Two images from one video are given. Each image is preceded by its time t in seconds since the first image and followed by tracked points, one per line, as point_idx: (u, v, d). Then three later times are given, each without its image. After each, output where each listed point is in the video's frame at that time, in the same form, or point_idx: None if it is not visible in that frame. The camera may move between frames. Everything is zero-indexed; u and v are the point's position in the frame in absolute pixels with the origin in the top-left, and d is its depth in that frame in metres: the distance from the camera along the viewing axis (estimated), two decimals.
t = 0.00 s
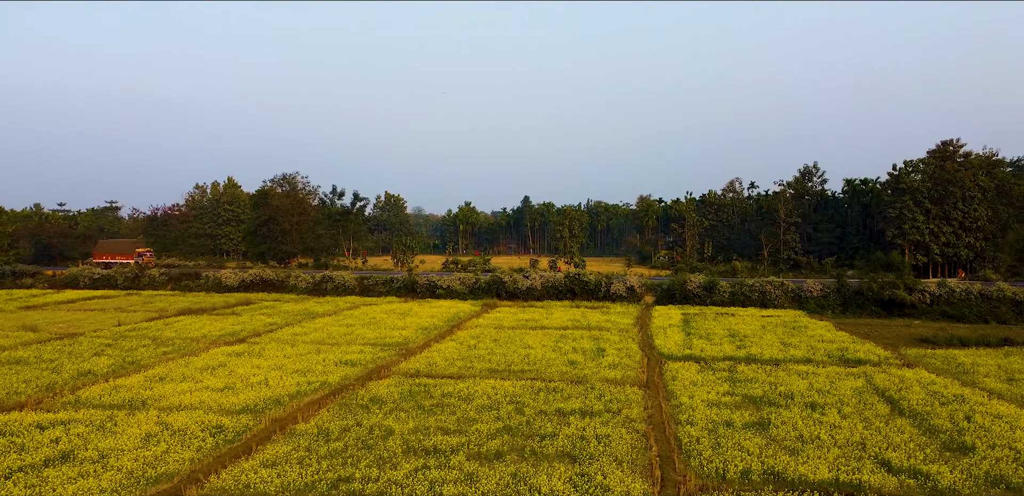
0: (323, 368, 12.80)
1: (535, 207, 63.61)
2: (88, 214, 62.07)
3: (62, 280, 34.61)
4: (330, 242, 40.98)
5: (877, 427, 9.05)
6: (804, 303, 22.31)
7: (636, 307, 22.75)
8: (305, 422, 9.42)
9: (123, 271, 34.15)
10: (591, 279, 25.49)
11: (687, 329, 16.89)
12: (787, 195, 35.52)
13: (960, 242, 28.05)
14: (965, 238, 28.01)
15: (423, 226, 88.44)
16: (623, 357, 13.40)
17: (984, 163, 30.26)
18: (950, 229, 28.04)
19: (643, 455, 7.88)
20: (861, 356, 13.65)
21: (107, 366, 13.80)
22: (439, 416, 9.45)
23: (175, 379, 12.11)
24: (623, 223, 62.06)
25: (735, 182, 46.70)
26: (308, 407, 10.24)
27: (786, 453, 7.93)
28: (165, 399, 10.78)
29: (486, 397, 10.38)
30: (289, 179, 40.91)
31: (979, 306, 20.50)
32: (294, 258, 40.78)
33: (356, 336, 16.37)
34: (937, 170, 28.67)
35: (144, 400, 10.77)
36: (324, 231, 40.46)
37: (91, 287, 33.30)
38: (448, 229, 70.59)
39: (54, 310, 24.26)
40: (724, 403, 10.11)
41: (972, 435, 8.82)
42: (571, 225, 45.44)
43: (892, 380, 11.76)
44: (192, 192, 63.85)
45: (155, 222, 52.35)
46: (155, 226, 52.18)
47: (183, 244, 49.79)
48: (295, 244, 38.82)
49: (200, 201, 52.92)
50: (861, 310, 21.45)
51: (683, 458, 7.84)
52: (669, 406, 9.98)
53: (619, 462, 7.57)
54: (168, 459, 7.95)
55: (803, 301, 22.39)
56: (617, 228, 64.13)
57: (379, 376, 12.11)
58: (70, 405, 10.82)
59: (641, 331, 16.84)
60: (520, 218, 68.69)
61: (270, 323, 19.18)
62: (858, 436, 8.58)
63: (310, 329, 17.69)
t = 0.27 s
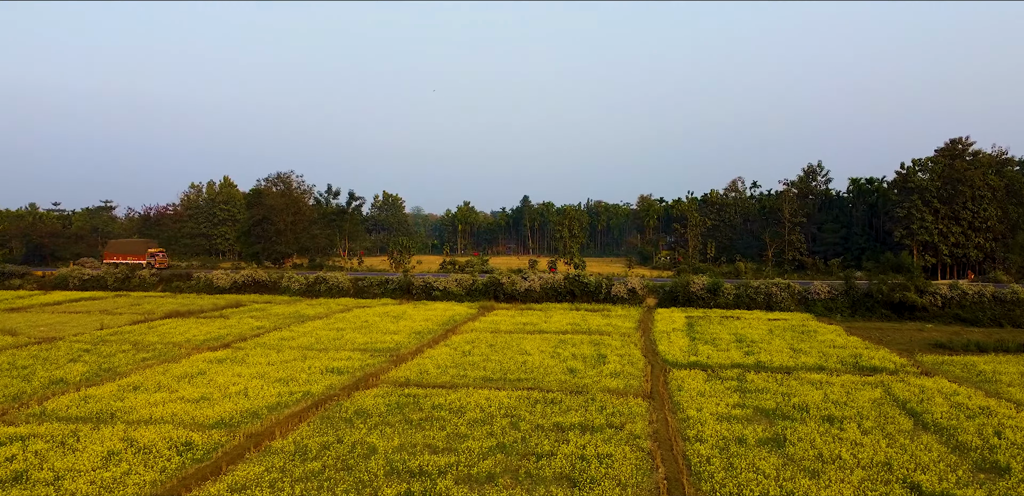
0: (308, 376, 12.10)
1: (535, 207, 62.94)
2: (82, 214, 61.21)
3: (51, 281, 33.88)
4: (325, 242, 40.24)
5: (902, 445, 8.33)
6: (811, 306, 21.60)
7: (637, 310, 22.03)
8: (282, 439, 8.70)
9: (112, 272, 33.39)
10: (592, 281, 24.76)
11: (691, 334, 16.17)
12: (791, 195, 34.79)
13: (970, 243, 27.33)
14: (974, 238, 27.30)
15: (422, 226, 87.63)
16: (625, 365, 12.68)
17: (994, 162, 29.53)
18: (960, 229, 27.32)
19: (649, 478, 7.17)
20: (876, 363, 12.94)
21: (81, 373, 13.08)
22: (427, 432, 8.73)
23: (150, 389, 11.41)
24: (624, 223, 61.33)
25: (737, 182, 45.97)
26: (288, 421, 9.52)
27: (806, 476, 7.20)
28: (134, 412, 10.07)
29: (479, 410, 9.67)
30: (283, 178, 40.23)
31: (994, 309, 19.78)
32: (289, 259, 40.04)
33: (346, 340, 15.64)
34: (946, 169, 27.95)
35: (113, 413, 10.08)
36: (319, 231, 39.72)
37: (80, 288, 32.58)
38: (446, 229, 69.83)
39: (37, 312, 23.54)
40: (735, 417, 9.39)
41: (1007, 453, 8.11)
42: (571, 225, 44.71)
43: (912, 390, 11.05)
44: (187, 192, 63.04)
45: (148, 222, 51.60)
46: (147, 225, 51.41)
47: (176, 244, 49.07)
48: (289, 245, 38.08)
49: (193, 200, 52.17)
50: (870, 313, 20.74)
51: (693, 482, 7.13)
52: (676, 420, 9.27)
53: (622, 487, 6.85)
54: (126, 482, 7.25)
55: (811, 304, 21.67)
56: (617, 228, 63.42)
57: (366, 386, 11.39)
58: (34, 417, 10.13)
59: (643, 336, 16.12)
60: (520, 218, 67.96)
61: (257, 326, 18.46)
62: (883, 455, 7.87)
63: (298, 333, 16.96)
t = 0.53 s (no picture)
0: (292, 383, 11.46)
1: (534, 206, 62.29)
2: (76, 213, 60.42)
3: (40, 282, 33.21)
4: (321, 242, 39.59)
5: (928, 463, 7.70)
6: (818, 308, 20.97)
7: (639, 312, 21.39)
8: (258, 456, 8.07)
9: (103, 272, 32.72)
10: (592, 282, 24.11)
11: (696, 338, 15.54)
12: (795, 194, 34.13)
13: (979, 243, 26.70)
14: (984, 238, 26.67)
15: (421, 226, 86.91)
16: (628, 372, 12.04)
17: (1002, 160, 28.90)
18: (969, 229, 26.69)
19: None
20: (892, 371, 12.31)
21: (55, 381, 12.43)
22: (414, 448, 8.10)
23: (124, 400, 10.78)
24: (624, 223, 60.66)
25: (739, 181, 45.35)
26: (267, 435, 8.89)
27: None
28: (103, 425, 9.45)
29: (472, 423, 9.03)
30: (279, 177, 39.60)
31: (1007, 312, 19.15)
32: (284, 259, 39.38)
33: (336, 345, 15.00)
34: (955, 168, 27.32)
35: (82, 426, 9.46)
36: (315, 230, 39.07)
37: (70, 289, 31.93)
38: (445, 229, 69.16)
39: (22, 314, 22.89)
40: (746, 430, 8.76)
41: None
42: (571, 225, 44.03)
43: (932, 400, 10.43)
44: (183, 191, 62.30)
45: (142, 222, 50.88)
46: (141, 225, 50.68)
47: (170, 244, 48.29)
48: (284, 245, 37.42)
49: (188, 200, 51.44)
50: (879, 316, 20.12)
51: None
52: (683, 435, 8.64)
53: None
54: None
55: (818, 306, 21.05)
56: (617, 228, 62.75)
57: (353, 395, 10.75)
58: None
59: (646, 340, 15.47)
60: (519, 218, 67.30)
61: (246, 329, 17.82)
62: (908, 475, 7.25)
63: (287, 337, 16.31)
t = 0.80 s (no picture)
0: (276, 392, 10.87)
1: (534, 206, 61.68)
2: (71, 213, 59.74)
3: (30, 283, 32.60)
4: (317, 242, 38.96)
5: (956, 483, 7.11)
6: (824, 311, 20.40)
7: (640, 315, 20.82)
8: (232, 474, 7.49)
9: (94, 273, 32.15)
10: (592, 284, 23.51)
11: (700, 342, 14.95)
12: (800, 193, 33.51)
13: (988, 244, 26.11)
14: (992, 239, 26.09)
15: (420, 226, 86.26)
16: (630, 379, 11.43)
17: (1012, 159, 28.28)
18: (977, 230, 26.11)
19: None
20: (907, 378, 11.71)
21: (28, 388, 11.86)
22: (400, 465, 7.52)
23: (98, 410, 10.22)
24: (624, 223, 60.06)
25: (741, 181, 44.73)
26: (243, 450, 8.30)
27: None
28: (69, 440, 8.86)
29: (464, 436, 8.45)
30: (274, 176, 38.97)
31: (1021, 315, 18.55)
32: (279, 259, 38.76)
33: (325, 350, 14.39)
34: (963, 167, 26.73)
35: (49, 439, 8.91)
36: (310, 230, 38.47)
37: (60, 291, 31.35)
38: (444, 229, 68.54)
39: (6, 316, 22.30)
40: (757, 446, 8.16)
41: None
42: (571, 225, 43.43)
43: (953, 411, 9.83)
44: (179, 191, 61.67)
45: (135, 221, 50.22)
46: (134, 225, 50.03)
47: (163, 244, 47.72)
48: (279, 245, 36.83)
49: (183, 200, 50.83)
50: (888, 319, 19.54)
51: None
52: (690, 451, 8.04)
53: None
54: None
55: (824, 309, 20.47)
56: (617, 228, 62.20)
57: (340, 405, 10.15)
58: None
59: (649, 345, 14.86)
60: (518, 218, 66.72)
61: (234, 333, 17.23)
62: None
63: (276, 341, 15.72)
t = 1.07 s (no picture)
0: (257, 402, 10.24)
1: (534, 206, 61.07)
2: (66, 213, 59.05)
3: (19, 284, 31.94)
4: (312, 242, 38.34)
5: None
6: (832, 314, 19.78)
7: (642, 318, 20.20)
8: None
9: (85, 274, 31.51)
10: (593, 286, 22.90)
11: (706, 348, 14.34)
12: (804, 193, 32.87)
13: (998, 244, 25.50)
14: (1002, 240, 25.47)
15: (419, 226, 85.57)
16: (633, 388, 10.80)
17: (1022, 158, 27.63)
18: (987, 230, 25.49)
19: None
20: (926, 387, 11.07)
21: None
22: (384, 486, 6.90)
23: (66, 423, 9.59)
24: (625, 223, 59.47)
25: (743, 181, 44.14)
26: (216, 469, 7.67)
27: None
28: (31, 456, 8.24)
29: (455, 453, 7.82)
30: (269, 175, 38.34)
31: None
32: (274, 260, 38.14)
33: (314, 355, 13.75)
34: (972, 166, 26.09)
35: (9, 456, 8.29)
36: (306, 230, 37.85)
37: (49, 292, 30.72)
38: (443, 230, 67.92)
39: None
40: (772, 464, 7.54)
41: None
42: (571, 225, 42.78)
43: (979, 423, 9.21)
44: (175, 190, 61.02)
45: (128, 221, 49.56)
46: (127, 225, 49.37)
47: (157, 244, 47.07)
48: (274, 245, 36.19)
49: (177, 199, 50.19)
50: (898, 322, 18.92)
51: None
52: (700, 470, 7.42)
53: None
54: None
55: (832, 312, 19.87)
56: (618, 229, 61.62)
57: (324, 418, 9.52)
58: None
59: (653, 351, 14.24)
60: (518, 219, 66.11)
61: (221, 337, 16.59)
62: None
63: (263, 346, 15.08)
